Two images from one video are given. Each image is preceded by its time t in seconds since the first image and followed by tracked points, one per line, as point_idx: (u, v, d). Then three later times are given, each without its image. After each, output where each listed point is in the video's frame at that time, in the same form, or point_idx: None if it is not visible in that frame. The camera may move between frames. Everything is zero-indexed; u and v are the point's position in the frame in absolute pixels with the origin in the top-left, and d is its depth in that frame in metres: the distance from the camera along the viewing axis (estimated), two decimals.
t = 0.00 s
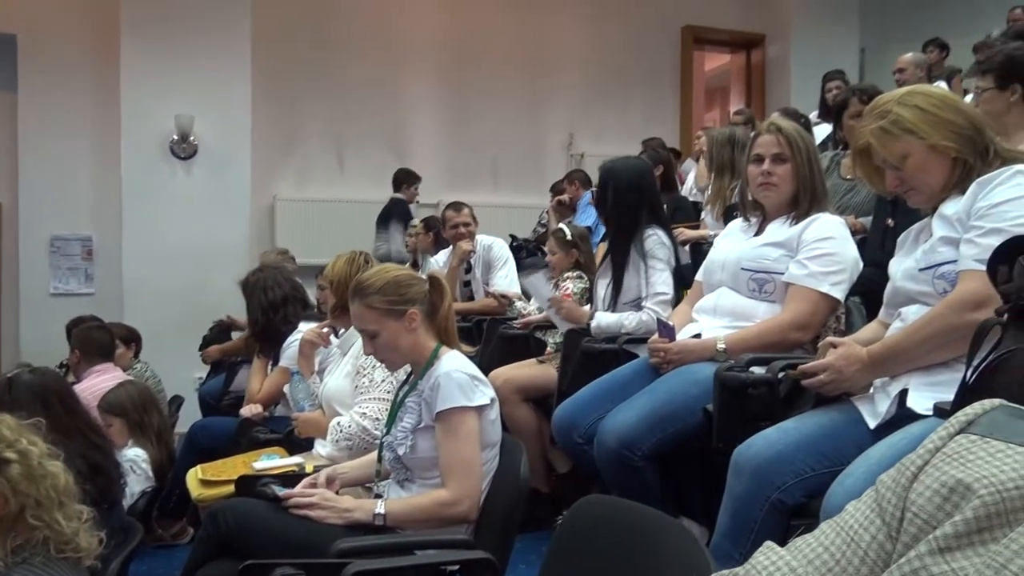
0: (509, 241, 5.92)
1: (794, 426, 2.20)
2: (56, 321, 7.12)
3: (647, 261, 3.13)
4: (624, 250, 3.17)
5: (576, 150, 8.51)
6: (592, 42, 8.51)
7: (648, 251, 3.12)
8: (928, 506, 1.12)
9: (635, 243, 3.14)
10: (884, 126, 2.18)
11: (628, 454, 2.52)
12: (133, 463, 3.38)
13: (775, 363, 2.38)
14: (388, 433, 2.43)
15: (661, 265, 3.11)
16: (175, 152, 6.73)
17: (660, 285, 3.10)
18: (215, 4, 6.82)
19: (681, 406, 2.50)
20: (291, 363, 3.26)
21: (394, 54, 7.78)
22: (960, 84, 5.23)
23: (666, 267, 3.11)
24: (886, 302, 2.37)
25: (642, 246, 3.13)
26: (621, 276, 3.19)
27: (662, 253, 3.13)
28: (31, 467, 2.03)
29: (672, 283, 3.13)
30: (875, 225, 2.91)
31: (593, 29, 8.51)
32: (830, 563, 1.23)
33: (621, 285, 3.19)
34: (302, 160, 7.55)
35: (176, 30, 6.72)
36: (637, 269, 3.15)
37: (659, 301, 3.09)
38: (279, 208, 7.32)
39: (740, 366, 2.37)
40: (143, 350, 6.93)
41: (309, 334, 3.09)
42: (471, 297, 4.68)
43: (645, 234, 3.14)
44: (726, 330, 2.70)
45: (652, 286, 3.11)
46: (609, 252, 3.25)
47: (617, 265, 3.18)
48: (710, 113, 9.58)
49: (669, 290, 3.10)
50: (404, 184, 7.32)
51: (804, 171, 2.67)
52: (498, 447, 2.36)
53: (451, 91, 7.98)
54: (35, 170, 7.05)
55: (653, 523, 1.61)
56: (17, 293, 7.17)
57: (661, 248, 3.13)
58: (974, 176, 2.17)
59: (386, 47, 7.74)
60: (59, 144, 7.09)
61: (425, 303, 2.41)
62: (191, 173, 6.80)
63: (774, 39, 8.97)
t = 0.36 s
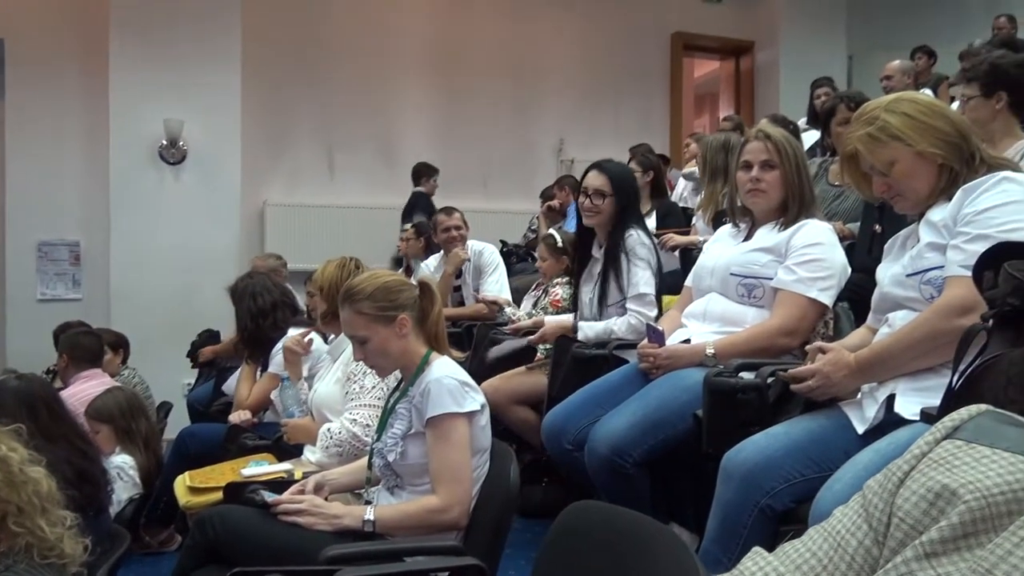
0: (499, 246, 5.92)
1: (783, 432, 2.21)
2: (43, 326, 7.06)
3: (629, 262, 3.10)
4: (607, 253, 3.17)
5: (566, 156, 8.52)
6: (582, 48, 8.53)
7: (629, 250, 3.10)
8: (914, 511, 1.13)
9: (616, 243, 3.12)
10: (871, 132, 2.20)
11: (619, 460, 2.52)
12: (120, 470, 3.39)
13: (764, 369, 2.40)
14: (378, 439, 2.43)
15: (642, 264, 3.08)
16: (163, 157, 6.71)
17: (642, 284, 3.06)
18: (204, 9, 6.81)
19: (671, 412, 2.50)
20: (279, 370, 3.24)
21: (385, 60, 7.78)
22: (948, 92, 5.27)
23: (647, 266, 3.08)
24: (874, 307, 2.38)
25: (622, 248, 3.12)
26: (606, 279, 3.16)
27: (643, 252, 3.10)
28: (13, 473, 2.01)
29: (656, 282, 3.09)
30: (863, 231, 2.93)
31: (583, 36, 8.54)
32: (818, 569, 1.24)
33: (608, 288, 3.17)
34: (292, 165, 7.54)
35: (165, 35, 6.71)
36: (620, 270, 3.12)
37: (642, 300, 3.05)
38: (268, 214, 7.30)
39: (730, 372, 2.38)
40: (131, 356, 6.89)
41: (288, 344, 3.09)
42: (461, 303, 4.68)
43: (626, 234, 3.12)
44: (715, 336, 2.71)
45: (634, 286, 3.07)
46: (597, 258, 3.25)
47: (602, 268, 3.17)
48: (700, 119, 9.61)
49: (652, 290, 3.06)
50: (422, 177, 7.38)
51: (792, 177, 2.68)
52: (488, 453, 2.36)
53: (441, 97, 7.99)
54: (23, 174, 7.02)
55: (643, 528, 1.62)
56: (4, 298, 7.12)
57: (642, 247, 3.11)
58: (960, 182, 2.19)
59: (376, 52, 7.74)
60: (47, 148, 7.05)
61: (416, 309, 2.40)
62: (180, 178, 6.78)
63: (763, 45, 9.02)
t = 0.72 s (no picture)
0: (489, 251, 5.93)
1: (772, 438, 2.22)
2: (29, 333, 7.01)
3: (621, 268, 3.11)
4: (599, 259, 3.17)
5: (557, 161, 8.54)
6: (573, 54, 8.56)
7: (622, 256, 3.11)
8: (899, 520, 1.13)
9: (610, 249, 3.13)
10: (860, 139, 2.22)
11: (609, 466, 2.53)
12: (107, 477, 3.40)
13: (753, 375, 2.40)
14: (367, 446, 2.42)
15: (634, 270, 3.08)
16: (153, 162, 6.68)
17: (633, 291, 3.06)
18: (195, 14, 6.79)
19: (661, 418, 2.51)
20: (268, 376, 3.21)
21: (376, 65, 7.77)
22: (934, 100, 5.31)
23: (637, 272, 3.08)
24: (862, 313, 2.40)
25: (614, 255, 3.12)
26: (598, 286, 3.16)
27: (635, 258, 3.10)
28: None
29: (647, 289, 3.09)
30: (851, 238, 2.95)
31: (574, 41, 8.56)
32: None
33: (599, 294, 3.17)
34: (283, 170, 7.52)
35: (155, 40, 6.69)
36: (613, 275, 3.12)
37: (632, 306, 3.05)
38: (258, 219, 7.28)
39: (719, 378, 2.39)
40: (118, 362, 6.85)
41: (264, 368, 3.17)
42: (451, 309, 4.68)
43: (620, 240, 3.13)
44: (704, 342, 2.72)
45: (625, 293, 3.07)
46: (590, 266, 3.26)
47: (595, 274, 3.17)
48: (690, 125, 9.65)
49: (642, 296, 3.06)
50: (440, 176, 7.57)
51: (781, 184, 2.70)
52: (478, 459, 2.36)
53: (432, 102, 7.99)
54: (11, 180, 6.98)
55: (630, 536, 1.62)
56: None
57: (635, 253, 3.11)
58: (947, 189, 2.21)
59: (367, 57, 7.73)
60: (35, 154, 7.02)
61: (404, 315, 2.40)
62: (169, 183, 6.76)
63: (752, 53, 9.08)
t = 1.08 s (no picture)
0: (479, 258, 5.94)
1: (761, 444, 2.23)
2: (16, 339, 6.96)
3: (612, 274, 3.11)
4: (591, 265, 3.18)
5: (548, 168, 8.55)
6: (564, 60, 8.59)
7: (612, 262, 3.11)
8: (887, 527, 1.14)
9: (600, 255, 3.14)
10: (851, 146, 2.23)
11: (599, 473, 2.53)
12: (95, 484, 3.38)
13: (743, 382, 2.41)
14: (357, 453, 2.42)
15: (624, 276, 3.08)
16: (142, 167, 6.66)
17: (622, 296, 3.05)
18: (186, 19, 6.78)
19: (652, 425, 2.51)
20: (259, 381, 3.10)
21: (367, 70, 7.78)
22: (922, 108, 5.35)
23: (627, 278, 3.08)
24: (851, 319, 2.41)
25: (604, 261, 3.13)
26: (589, 292, 3.17)
27: (625, 264, 3.11)
28: None
29: (637, 295, 3.09)
30: (839, 245, 2.97)
31: (565, 48, 8.59)
32: None
33: (590, 300, 3.17)
34: (273, 175, 7.51)
35: (146, 44, 6.67)
36: (603, 282, 3.13)
37: (623, 312, 3.05)
38: (248, 224, 7.26)
39: (709, 385, 2.40)
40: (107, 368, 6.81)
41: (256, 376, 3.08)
42: (442, 315, 4.67)
43: (611, 246, 3.13)
44: (694, 348, 2.72)
45: (615, 299, 3.07)
46: (580, 272, 3.26)
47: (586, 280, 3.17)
48: (680, 132, 9.71)
49: (632, 302, 3.06)
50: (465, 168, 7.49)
51: (770, 192, 2.71)
52: (468, 466, 2.36)
53: (424, 108, 8.00)
54: None
55: (620, 544, 1.62)
56: None
57: (625, 259, 3.12)
58: (936, 196, 2.22)
59: (359, 63, 7.74)
60: (23, 160, 6.98)
61: (393, 321, 2.40)
62: (159, 188, 6.73)
63: (741, 61, 9.14)
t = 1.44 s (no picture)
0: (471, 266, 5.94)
1: (751, 454, 2.24)
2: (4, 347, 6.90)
3: (601, 282, 3.11)
4: (580, 274, 3.18)
5: (539, 176, 8.55)
6: (555, 68, 8.62)
7: (602, 270, 3.11)
8: (874, 537, 1.15)
9: (590, 264, 3.13)
10: (889, 117, 2.22)
11: (590, 481, 2.53)
12: (83, 494, 3.36)
13: (733, 391, 2.41)
14: (347, 462, 2.41)
15: (614, 284, 3.08)
16: (132, 174, 6.63)
17: (612, 305, 3.05)
18: (176, 26, 6.78)
19: (642, 433, 2.51)
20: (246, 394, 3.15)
21: (359, 77, 7.78)
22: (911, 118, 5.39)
23: (616, 287, 3.08)
24: (839, 328, 2.43)
25: (593, 269, 3.13)
26: (579, 300, 3.16)
27: (615, 272, 3.10)
28: None
29: (627, 303, 3.08)
30: (829, 254, 2.98)
31: (556, 56, 8.62)
32: None
33: (581, 308, 3.17)
34: (264, 182, 7.49)
35: (135, 51, 6.65)
36: (594, 290, 3.13)
37: (613, 320, 3.04)
38: (239, 232, 7.23)
39: (699, 394, 2.40)
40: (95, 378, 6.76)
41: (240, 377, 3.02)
42: (433, 323, 4.67)
43: (600, 255, 3.13)
44: (684, 357, 2.73)
45: (605, 307, 3.06)
46: (571, 281, 3.26)
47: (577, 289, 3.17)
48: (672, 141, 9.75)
49: (622, 310, 3.05)
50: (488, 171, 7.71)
51: (760, 201, 2.73)
52: (459, 475, 2.36)
53: (416, 116, 8.00)
54: None
55: (610, 555, 1.62)
56: None
57: (614, 267, 3.11)
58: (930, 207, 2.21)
59: (350, 70, 7.74)
60: (12, 168, 6.95)
61: (382, 330, 2.40)
62: (149, 196, 6.71)
63: (732, 70, 9.18)
